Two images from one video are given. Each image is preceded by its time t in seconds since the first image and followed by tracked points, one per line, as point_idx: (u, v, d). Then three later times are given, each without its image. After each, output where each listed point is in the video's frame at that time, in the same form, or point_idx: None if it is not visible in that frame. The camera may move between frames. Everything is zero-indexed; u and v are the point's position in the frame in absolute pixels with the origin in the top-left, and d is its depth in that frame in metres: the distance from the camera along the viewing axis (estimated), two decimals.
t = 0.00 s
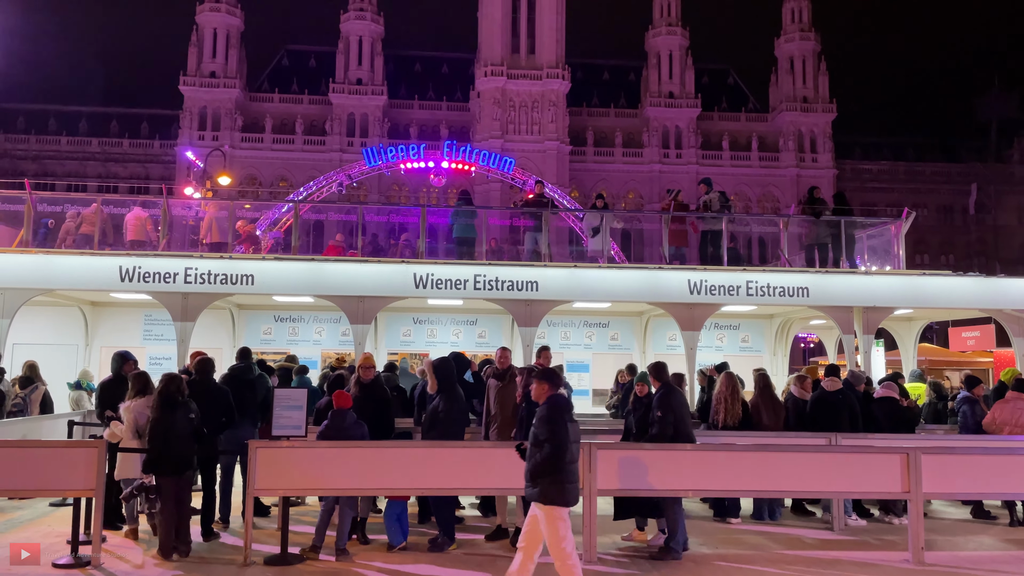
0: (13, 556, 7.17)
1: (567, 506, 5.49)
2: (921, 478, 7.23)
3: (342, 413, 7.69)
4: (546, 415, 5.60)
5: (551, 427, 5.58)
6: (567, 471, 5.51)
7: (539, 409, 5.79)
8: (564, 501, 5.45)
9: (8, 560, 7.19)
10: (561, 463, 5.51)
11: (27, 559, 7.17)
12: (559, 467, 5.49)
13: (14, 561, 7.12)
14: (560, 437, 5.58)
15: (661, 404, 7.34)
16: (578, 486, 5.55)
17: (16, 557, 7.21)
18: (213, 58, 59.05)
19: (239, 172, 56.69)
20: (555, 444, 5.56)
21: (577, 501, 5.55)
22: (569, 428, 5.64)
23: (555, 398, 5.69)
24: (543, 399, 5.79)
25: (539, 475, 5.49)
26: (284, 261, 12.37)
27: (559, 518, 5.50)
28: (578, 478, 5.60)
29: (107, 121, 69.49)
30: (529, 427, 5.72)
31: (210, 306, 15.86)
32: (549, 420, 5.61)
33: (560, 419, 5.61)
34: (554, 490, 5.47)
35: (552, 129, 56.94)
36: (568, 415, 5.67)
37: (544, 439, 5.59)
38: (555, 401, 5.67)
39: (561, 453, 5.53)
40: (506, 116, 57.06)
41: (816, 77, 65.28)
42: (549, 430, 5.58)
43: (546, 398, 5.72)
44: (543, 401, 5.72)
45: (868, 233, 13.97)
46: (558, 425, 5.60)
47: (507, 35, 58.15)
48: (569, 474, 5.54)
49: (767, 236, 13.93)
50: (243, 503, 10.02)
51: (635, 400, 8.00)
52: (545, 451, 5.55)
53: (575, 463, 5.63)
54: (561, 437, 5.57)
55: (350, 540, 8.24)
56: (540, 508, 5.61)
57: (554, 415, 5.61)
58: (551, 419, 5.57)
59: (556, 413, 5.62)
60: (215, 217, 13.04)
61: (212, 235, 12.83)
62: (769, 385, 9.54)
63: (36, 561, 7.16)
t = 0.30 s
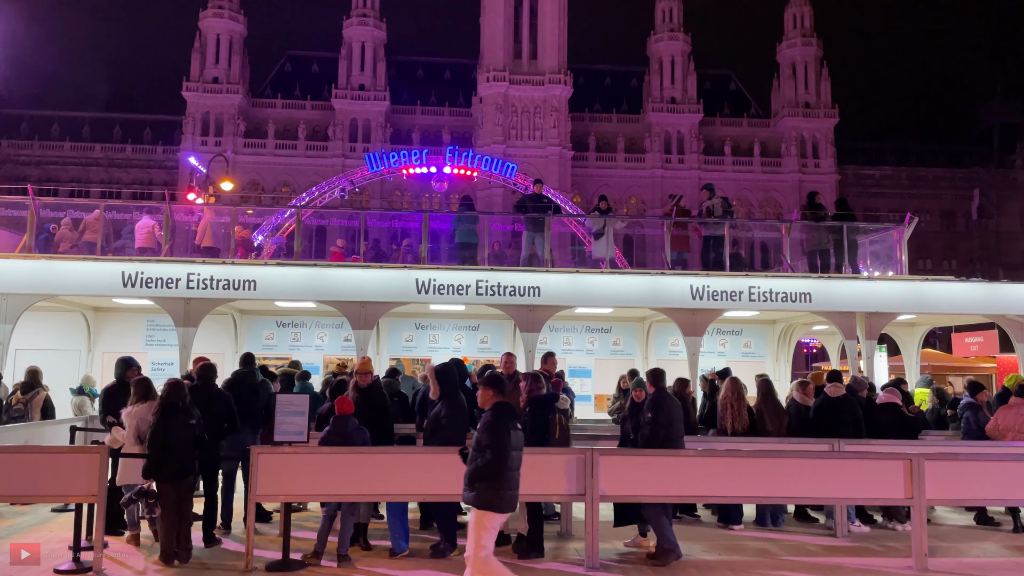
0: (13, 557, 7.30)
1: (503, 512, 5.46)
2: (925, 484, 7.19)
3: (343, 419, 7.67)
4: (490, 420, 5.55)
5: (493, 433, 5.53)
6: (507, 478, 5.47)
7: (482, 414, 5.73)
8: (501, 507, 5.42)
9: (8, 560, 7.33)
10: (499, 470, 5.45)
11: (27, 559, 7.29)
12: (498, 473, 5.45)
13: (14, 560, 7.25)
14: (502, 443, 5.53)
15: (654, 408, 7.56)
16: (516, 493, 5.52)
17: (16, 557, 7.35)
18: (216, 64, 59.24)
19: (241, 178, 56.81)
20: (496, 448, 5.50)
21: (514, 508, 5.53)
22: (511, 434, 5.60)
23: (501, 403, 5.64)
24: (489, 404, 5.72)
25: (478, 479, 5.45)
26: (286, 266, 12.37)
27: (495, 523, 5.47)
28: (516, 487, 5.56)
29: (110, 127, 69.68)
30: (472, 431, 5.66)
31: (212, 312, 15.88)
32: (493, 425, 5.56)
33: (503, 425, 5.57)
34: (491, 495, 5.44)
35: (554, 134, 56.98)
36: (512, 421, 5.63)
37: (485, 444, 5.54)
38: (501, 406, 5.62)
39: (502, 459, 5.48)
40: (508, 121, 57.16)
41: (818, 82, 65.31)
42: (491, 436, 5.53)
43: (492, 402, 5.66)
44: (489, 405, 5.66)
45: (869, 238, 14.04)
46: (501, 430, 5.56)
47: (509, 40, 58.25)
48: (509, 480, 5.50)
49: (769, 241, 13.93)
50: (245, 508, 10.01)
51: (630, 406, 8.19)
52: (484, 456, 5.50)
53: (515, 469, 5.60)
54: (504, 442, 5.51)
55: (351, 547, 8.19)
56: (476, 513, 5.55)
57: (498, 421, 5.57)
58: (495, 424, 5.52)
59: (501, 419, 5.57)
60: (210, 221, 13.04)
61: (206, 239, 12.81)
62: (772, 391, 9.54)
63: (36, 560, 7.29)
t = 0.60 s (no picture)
0: (13, 556, 7.41)
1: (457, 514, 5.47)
2: (927, 489, 7.17)
3: (345, 422, 7.65)
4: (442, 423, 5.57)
5: (445, 436, 5.55)
6: (459, 481, 5.47)
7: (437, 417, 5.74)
8: (454, 510, 5.42)
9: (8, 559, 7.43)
10: (452, 472, 5.46)
11: (27, 559, 7.38)
12: (450, 474, 5.46)
13: (13, 560, 7.34)
14: (454, 445, 5.53)
15: (644, 409, 7.57)
16: (472, 495, 5.51)
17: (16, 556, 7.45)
18: (218, 67, 59.32)
19: (242, 181, 56.83)
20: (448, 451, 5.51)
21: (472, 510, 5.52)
22: (465, 437, 5.59)
23: (455, 406, 5.65)
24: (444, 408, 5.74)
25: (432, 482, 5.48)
26: (288, 269, 12.37)
27: (452, 526, 5.49)
28: (472, 489, 5.57)
29: (112, 130, 69.83)
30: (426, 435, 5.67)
31: (214, 315, 15.89)
32: (445, 428, 5.58)
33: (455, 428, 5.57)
34: (444, 497, 5.45)
35: (556, 137, 56.99)
36: (465, 424, 5.63)
37: (438, 447, 5.55)
38: (454, 410, 5.63)
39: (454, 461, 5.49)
40: (510, 124, 57.17)
41: (820, 85, 65.31)
42: (442, 439, 5.54)
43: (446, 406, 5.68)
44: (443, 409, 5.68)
45: (871, 241, 14.01)
46: (453, 433, 5.57)
47: (511, 43, 58.29)
48: (463, 483, 5.50)
49: (771, 244, 13.95)
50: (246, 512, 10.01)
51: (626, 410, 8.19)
52: (437, 458, 5.52)
53: (470, 472, 5.58)
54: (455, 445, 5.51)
55: (352, 551, 8.17)
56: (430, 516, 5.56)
57: (451, 424, 5.58)
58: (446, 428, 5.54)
59: (453, 423, 5.58)
60: (204, 225, 12.96)
61: (200, 242, 12.78)
62: (774, 395, 9.53)
63: (36, 560, 7.38)
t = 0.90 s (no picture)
0: (13, 557, 7.39)
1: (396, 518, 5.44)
2: (928, 493, 7.15)
3: (347, 426, 7.62)
4: (382, 426, 5.60)
5: (384, 438, 5.56)
6: (396, 483, 5.46)
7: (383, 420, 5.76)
8: (391, 512, 5.41)
9: (8, 560, 7.41)
10: (389, 475, 5.47)
11: (27, 559, 7.37)
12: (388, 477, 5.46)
13: (14, 561, 7.33)
14: (393, 447, 5.54)
15: (632, 411, 7.57)
16: (410, 499, 5.48)
17: (16, 557, 7.43)
18: (218, 69, 59.35)
19: (243, 183, 56.80)
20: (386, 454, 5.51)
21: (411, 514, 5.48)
22: (405, 439, 5.59)
23: (396, 411, 5.67)
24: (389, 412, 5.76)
25: (371, 484, 5.48)
26: (288, 272, 12.38)
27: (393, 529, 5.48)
28: (412, 492, 5.53)
29: (113, 133, 69.83)
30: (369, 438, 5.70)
31: (214, 317, 15.90)
32: (387, 430, 5.60)
33: (395, 430, 5.59)
34: (383, 500, 5.44)
35: (556, 139, 57.00)
36: (407, 427, 5.64)
37: (377, 450, 5.58)
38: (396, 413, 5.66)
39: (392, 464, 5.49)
40: (511, 126, 57.17)
41: (820, 87, 65.32)
42: (381, 441, 5.56)
43: (390, 409, 5.71)
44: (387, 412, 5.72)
45: (872, 244, 14.00)
46: (392, 436, 5.57)
47: (511, 45, 58.33)
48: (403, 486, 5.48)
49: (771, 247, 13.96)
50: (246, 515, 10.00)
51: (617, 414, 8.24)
52: (375, 461, 5.54)
53: (412, 476, 5.56)
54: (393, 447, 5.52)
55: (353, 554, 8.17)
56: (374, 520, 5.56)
57: (391, 426, 5.60)
58: (386, 430, 5.56)
59: (393, 425, 5.60)
60: (196, 228, 13.03)
61: (192, 245, 12.90)
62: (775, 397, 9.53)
63: (35, 561, 7.37)
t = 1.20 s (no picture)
0: (14, 557, 7.37)
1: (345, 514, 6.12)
2: (927, 494, 7.15)
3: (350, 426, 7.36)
4: (330, 427, 6.14)
5: (329, 441, 6.11)
6: (343, 482, 6.10)
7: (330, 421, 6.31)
8: (341, 509, 6.09)
9: (8, 560, 7.39)
10: (335, 475, 6.07)
11: (27, 560, 7.36)
12: (334, 477, 6.06)
13: (15, 561, 7.32)
14: (339, 448, 6.10)
15: (625, 413, 7.58)
16: (357, 494, 6.14)
17: (15, 557, 7.42)
18: (219, 69, 59.36)
19: (243, 184, 56.78)
20: (332, 455, 6.07)
21: (358, 511, 6.15)
22: (350, 441, 6.16)
23: (343, 416, 6.19)
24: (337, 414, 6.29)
25: (320, 483, 6.09)
26: (288, 273, 12.39)
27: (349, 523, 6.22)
28: (359, 488, 6.18)
29: (113, 133, 69.81)
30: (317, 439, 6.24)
31: (214, 318, 15.91)
32: (335, 432, 6.14)
33: (343, 433, 6.14)
34: (333, 498, 6.11)
35: (556, 139, 56.99)
36: (353, 429, 6.19)
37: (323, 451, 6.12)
38: (346, 415, 6.20)
39: (339, 465, 6.08)
40: (511, 127, 57.13)
41: (820, 88, 65.29)
42: (327, 442, 6.10)
43: (341, 410, 6.27)
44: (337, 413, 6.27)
45: (872, 245, 14.01)
46: (337, 439, 6.12)
47: (512, 46, 58.32)
48: (350, 485, 6.14)
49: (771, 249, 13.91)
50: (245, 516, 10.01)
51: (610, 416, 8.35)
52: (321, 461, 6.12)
53: (359, 474, 6.20)
54: (339, 449, 6.09)
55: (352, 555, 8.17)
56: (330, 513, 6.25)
57: (339, 428, 6.15)
58: (334, 432, 6.10)
59: (342, 427, 6.15)
60: (186, 228, 12.90)
61: (183, 245, 12.78)
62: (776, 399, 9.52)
63: (36, 561, 7.36)
